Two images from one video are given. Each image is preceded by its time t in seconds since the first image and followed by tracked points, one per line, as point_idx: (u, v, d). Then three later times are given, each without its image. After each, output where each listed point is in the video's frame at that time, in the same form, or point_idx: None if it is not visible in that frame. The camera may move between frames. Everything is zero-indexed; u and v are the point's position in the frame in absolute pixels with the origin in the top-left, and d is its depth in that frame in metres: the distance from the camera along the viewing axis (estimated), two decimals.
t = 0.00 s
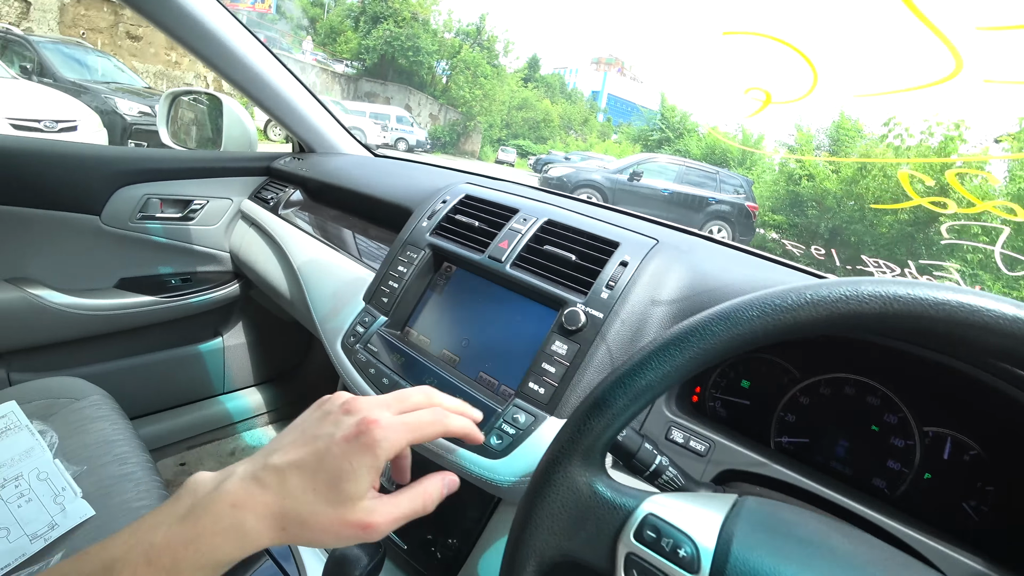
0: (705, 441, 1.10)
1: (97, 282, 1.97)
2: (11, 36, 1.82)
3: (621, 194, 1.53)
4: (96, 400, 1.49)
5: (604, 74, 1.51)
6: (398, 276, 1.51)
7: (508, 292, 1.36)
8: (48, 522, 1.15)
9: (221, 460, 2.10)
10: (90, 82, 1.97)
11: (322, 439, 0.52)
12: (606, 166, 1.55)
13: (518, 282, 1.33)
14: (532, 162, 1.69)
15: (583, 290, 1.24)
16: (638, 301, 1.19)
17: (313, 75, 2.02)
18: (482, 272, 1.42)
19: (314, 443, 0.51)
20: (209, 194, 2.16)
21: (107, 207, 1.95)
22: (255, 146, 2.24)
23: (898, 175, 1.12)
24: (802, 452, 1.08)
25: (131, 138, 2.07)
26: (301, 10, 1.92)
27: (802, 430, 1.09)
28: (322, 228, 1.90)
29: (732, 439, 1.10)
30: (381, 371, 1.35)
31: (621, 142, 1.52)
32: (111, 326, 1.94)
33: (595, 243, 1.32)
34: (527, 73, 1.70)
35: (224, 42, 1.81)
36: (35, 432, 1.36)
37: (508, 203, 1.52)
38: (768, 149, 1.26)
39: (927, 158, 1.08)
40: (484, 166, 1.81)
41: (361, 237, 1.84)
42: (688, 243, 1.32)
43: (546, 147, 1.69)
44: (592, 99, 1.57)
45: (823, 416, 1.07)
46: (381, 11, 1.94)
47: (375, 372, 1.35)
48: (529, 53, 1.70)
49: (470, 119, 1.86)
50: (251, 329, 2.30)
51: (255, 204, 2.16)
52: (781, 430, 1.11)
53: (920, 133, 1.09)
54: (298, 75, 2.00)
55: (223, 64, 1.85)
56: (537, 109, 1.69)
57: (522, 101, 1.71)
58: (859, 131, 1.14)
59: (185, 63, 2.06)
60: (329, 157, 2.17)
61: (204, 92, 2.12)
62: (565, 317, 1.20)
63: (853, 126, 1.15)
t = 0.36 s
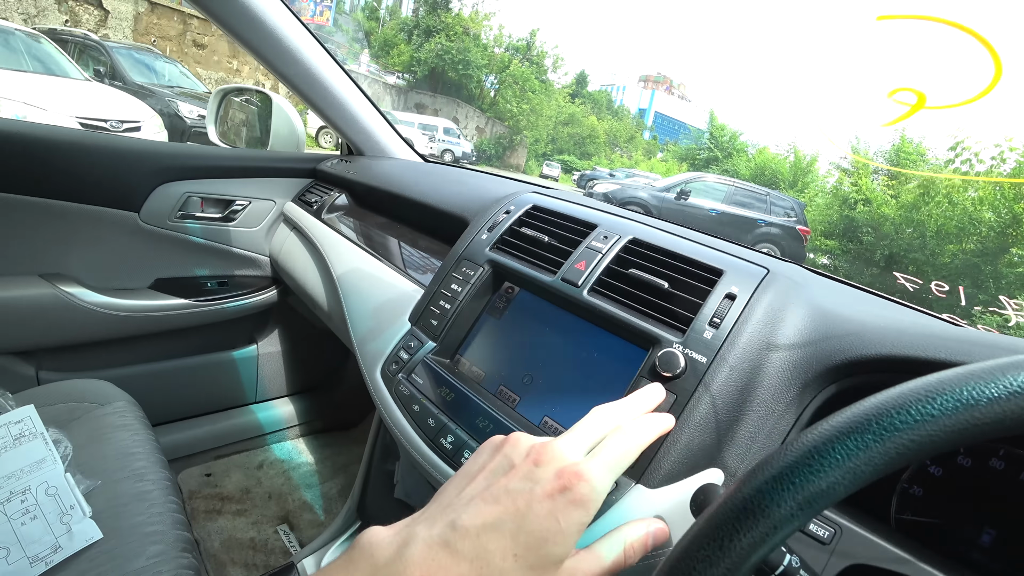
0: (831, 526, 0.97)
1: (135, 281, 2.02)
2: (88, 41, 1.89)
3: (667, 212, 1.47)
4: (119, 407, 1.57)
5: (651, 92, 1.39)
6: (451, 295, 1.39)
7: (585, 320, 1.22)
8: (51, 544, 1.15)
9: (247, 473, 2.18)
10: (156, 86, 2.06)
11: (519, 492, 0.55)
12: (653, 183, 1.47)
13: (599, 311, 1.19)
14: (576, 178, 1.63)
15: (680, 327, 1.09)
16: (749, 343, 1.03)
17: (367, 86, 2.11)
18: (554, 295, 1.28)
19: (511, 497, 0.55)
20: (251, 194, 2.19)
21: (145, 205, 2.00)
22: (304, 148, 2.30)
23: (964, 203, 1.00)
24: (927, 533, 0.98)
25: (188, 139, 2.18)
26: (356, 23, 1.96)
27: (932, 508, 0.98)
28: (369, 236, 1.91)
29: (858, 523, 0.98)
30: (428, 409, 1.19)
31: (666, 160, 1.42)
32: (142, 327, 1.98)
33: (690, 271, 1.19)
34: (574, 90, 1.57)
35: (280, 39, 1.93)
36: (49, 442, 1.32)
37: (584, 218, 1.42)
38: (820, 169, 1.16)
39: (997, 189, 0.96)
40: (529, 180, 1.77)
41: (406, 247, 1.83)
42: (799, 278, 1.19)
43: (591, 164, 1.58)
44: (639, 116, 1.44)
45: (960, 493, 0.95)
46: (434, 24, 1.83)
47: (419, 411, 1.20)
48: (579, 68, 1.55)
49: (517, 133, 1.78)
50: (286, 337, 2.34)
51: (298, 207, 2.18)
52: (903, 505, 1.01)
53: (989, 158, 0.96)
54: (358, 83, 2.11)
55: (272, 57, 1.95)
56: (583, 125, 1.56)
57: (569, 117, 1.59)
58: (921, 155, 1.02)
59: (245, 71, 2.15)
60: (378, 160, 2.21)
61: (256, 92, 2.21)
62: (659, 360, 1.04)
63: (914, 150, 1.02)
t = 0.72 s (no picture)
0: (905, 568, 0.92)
1: (164, 269, 2.07)
2: (142, 44, 2.10)
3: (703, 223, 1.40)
4: (143, 395, 1.62)
5: (691, 99, 1.34)
6: (483, 292, 1.38)
7: (632, 324, 1.18)
8: (64, 531, 1.19)
9: (269, 467, 2.22)
10: (203, 86, 2.18)
11: (562, 540, 0.53)
12: (691, 190, 1.42)
13: (648, 314, 1.14)
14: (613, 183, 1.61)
15: (739, 335, 1.04)
16: (819, 357, 0.97)
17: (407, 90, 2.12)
18: (594, 295, 1.25)
19: (555, 546, 0.53)
20: (284, 186, 2.22)
21: (178, 194, 2.03)
22: (337, 140, 2.27)
23: None
24: None
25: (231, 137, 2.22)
26: (399, 28, 1.98)
27: None
28: (401, 230, 1.92)
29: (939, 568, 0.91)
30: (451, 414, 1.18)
31: (706, 168, 1.38)
32: (171, 316, 2.03)
33: (751, 272, 1.13)
34: (613, 95, 1.55)
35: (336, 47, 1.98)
36: (70, 426, 1.37)
37: (629, 212, 1.40)
38: (866, 179, 1.11)
39: None
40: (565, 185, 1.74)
41: (440, 243, 1.83)
42: (873, 286, 1.11)
43: (628, 170, 1.57)
44: (677, 122, 1.40)
45: None
46: (473, 29, 1.84)
47: (443, 415, 1.19)
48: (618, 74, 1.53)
49: (553, 138, 1.77)
50: (313, 333, 2.39)
51: (331, 200, 2.21)
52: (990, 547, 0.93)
53: None
54: (409, 93, 2.16)
55: (327, 65, 2.01)
56: (620, 130, 1.54)
57: (607, 122, 1.57)
58: (977, 166, 0.96)
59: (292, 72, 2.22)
60: (414, 154, 2.20)
61: (294, 87, 2.18)
62: (716, 372, 0.99)
63: (970, 160, 0.96)
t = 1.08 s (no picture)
0: None
1: (188, 257, 2.11)
2: (171, 36, 2.09)
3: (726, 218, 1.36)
4: (166, 379, 1.65)
5: (716, 92, 1.31)
6: (506, 282, 1.38)
7: (661, 318, 1.16)
8: (88, 511, 1.23)
9: (288, 454, 2.25)
10: (229, 78, 2.19)
11: (583, 560, 0.54)
12: (714, 185, 1.38)
13: (677, 308, 1.13)
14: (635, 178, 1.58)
15: (773, 331, 1.02)
16: (858, 357, 0.94)
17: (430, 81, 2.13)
18: (621, 288, 1.24)
19: (578, 566, 0.53)
20: (306, 175, 2.23)
21: (202, 181, 2.06)
22: (360, 130, 2.30)
23: None
24: None
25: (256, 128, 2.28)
26: (422, 20, 1.97)
27: None
28: (422, 220, 1.92)
29: None
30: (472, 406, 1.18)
31: (729, 162, 1.36)
32: (193, 303, 2.07)
33: (787, 266, 1.10)
34: (636, 88, 1.53)
35: (360, 35, 1.99)
36: (95, 409, 1.45)
37: (658, 202, 1.37)
38: (896, 175, 1.08)
39: None
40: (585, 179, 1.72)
41: (461, 233, 1.83)
42: (915, 283, 1.07)
43: (650, 164, 1.53)
44: (701, 116, 1.37)
45: None
46: (497, 21, 1.81)
47: (464, 408, 1.19)
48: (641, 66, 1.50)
49: (576, 131, 1.75)
50: (334, 322, 2.41)
51: (353, 188, 2.22)
52: None
53: None
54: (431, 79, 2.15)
55: (353, 53, 2.02)
56: (644, 124, 1.52)
57: (630, 116, 1.55)
58: (1014, 163, 0.92)
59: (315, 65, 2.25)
60: (436, 143, 2.20)
61: (316, 75, 2.22)
62: (749, 371, 0.97)
63: (1007, 157, 0.93)
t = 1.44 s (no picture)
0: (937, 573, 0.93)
1: (198, 254, 2.12)
2: (178, 32, 2.15)
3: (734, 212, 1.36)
4: (177, 374, 1.67)
5: (725, 85, 1.29)
6: (511, 278, 1.38)
7: (662, 314, 1.17)
8: (103, 504, 1.25)
9: (297, 448, 2.26)
10: (236, 73, 2.22)
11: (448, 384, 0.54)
12: (723, 177, 1.39)
13: (678, 304, 1.13)
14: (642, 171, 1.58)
15: (773, 329, 1.01)
16: (857, 354, 0.95)
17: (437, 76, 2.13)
18: (624, 285, 1.24)
19: (445, 391, 0.53)
20: (313, 171, 2.24)
21: (211, 179, 2.08)
22: (366, 126, 2.30)
23: None
24: None
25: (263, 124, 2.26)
26: (428, 14, 1.96)
27: None
28: (428, 216, 1.92)
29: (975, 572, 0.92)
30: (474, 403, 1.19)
31: (738, 155, 1.35)
32: (203, 298, 2.09)
33: (788, 264, 1.10)
34: (646, 81, 1.52)
35: (365, 32, 1.98)
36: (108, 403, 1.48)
37: (661, 199, 1.37)
38: (908, 167, 1.07)
39: None
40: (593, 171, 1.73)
41: (467, 230, 1.84)
42: (918, 280, 1.07)
43: (659, 158, 1.54)
44: (711, 108, 1.37)
45: None
46: (504, 13, 1.81)
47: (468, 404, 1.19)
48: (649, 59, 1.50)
49: (583, 124, 1.73)
50: (342, 317, 2.43)
51: (360, 185, 2.24)
52: None
53: None
54: (437, 75, 2.15)
55: (359, 50, 2.02)
56: (653, 117, 1.51)
57: (638, 109, 1.54)
58: None
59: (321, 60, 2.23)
60: (440, 140, 2.22)
61: (323, 70, 2.22)
62: (748, 367, 0.96)
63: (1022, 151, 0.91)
